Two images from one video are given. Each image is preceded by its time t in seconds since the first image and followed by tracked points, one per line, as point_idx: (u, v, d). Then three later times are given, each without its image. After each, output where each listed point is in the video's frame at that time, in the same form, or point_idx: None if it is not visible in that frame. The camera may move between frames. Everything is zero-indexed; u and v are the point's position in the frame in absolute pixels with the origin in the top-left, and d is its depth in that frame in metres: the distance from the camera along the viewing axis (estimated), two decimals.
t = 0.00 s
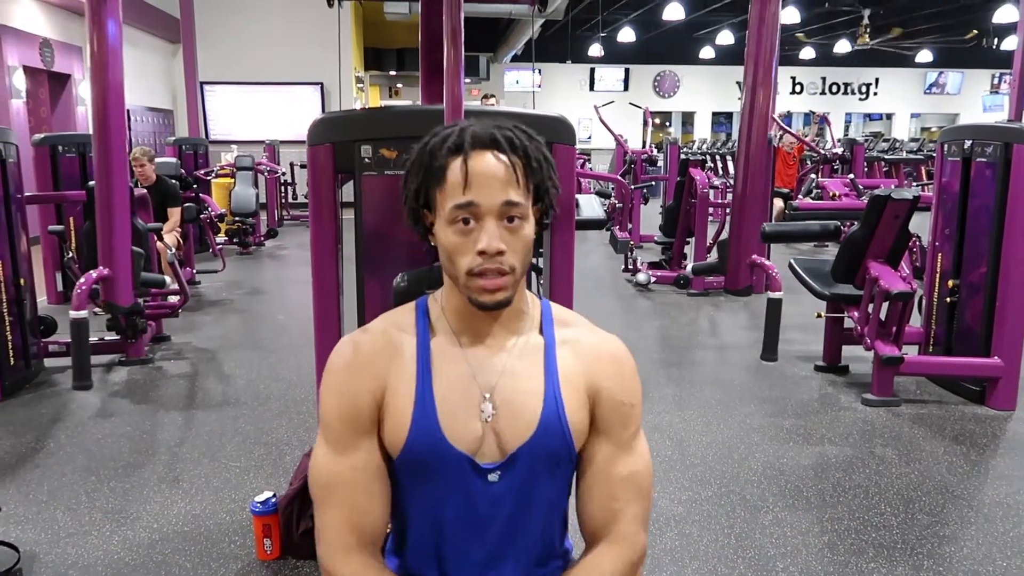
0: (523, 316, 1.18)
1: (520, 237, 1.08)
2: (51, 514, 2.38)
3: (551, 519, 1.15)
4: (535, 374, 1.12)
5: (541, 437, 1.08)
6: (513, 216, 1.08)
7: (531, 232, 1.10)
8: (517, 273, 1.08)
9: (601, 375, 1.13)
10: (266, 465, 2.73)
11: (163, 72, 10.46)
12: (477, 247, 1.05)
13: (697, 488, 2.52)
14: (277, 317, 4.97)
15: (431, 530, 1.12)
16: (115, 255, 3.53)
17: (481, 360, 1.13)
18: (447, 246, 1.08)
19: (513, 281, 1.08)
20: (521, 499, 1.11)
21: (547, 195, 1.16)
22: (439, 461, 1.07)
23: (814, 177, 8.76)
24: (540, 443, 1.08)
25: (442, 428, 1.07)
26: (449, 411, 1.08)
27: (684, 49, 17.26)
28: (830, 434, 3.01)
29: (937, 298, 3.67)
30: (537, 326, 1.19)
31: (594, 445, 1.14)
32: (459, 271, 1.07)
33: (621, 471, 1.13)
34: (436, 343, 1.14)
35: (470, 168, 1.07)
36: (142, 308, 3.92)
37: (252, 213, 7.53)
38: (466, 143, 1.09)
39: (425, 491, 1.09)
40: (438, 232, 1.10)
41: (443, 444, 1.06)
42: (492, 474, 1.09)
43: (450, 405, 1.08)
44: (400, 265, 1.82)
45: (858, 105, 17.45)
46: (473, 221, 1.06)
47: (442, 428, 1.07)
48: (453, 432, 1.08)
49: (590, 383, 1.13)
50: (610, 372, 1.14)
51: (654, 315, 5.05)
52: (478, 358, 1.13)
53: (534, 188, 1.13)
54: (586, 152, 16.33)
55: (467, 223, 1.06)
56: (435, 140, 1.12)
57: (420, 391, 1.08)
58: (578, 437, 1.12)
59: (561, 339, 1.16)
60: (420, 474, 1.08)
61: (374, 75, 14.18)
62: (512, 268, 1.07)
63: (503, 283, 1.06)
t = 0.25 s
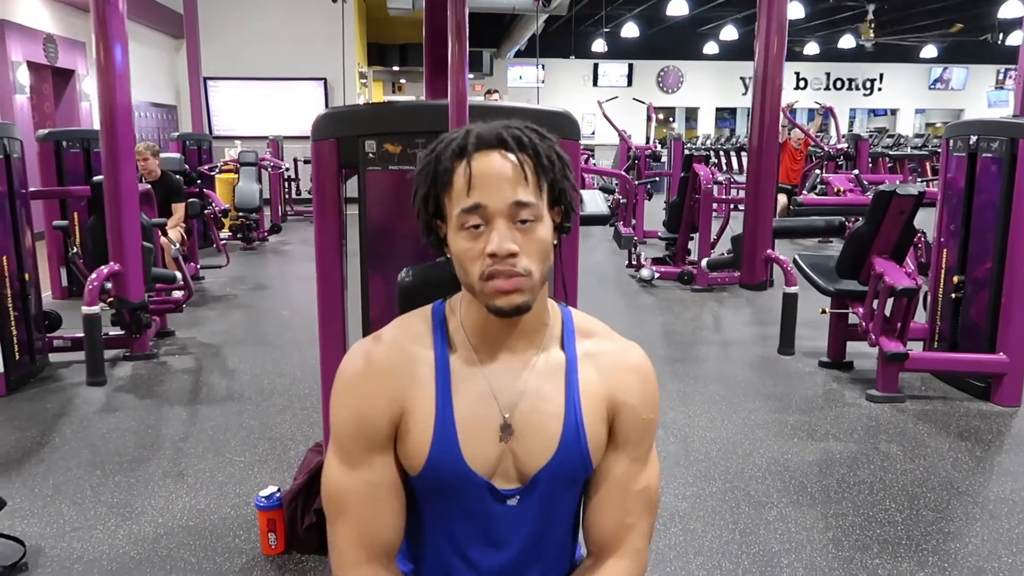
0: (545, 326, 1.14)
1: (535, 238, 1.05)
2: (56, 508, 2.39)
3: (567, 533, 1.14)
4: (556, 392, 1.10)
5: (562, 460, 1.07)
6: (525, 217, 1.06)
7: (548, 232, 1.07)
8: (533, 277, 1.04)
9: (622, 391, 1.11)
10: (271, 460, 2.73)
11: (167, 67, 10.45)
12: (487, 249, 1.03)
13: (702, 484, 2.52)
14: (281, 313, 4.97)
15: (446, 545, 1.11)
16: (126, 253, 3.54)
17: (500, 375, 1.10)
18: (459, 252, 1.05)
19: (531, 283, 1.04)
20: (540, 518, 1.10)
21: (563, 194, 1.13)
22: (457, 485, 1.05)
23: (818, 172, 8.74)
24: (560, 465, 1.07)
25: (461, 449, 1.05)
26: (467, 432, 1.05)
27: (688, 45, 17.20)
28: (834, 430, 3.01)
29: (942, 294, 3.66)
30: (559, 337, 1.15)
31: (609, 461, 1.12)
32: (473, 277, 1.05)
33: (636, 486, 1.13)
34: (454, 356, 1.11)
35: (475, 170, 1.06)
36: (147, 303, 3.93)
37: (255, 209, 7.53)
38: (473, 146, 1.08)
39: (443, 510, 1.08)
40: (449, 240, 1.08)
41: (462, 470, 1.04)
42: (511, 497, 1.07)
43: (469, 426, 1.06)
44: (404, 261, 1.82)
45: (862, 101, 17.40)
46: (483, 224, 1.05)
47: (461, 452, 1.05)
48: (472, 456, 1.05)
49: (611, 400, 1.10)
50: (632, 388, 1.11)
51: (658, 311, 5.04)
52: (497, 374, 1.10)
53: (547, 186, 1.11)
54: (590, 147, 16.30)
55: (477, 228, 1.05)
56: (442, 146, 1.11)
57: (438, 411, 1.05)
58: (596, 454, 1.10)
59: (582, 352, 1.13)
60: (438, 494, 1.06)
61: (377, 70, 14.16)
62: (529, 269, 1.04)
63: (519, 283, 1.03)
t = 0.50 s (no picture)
0: (553, 326, 1.14)
1: (538, 227, 1.05)
2: (59, 499, 2.40)
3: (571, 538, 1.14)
4: (561, 395, 1.10)
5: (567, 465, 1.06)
6: (529, 205, 1.05)
7: (553, 224, 1.07)
8: (536, 267, 1.03)
9: (628, 395, 1.11)
10: (272, 451, 2.74)
11: (167, 58, 10.43)
12: (490, 241, 1.02)
13: (702, 475, 2.53)
14: (282, 305, 4.98)
15: (449, 547, 1.11)
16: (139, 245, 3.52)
17: (504, 376, 1.10)
18: (461, 244, 1.05)
19: (534, 275, 1.03)
20: (544, 524, 1.10)
21: (569, 187, 1.14)
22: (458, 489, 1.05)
23: (820, 164, 8.72)
24: (566, 468, 1.07)
25: (462, 451, 1.05)
26: (470, 435, 1.06)
27: (690, 36, 17.14)
28: (834, 421, 3.01)
29: (943, 285, 3.66)
30: (566, 339, 1.15)
31: (623, 459, 1.14)
32: (474, 267, 1.04)
33: (655, 488, 1.14)
34: (457, 357, 1.11)
35: (479, 161, 1.06)
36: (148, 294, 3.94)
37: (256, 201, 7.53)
38: (477, 135, 1.09)
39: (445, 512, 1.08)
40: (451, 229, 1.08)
41: (464, 472, 1.04)
42: (515, 502, 1.08)
43: (472, 428, 1.06)
44: (406, 252, 1.82)
45: (864, 92, 17.35)
46: (485, 213, 1.04)
47: (463, 455, 1.05)
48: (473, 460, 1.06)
49: (619, 404, 1.11)
50: (641, 393, 1.12)
51: (659, 303, 5.04)
52: (501, 374, 1.10)
53: (552, 177, 1.11)
54: (591, 139, 16.27)
55: (479, 219, 1.04)
56: (445, 137, 1.12)
57: (441, 413, 1.06)
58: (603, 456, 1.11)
59: (589, 354, 1.13)
60: (440, 496, 1.07)
61: (378, 61, 14.12)
62: (532, 263, 1.03)
63: (521, 278, 1.02)
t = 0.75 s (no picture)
0: (557, 327, 1.14)
1: (544, 235, 1.05)
2: (60, 496, 2.40)
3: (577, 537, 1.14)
4: (567, 397, 1.10)
5: (574, 466, 1.07)
6: (534, 213, 1.05)
7: (557, 230, 1.07)
8: (544, 277, 1.04)
9: (634, 395, 1.12)
10: (273, 449, 2.74)
11: (167, 56, 10.42)
12: (496, 250, 1.02)
13: (703, 473, 2.53)
14: (282, 303, 4.98)
15: (451, 549, 1.12)
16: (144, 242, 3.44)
17: (509, 380, 1.10)
18: (467, 252, 1.05)
19: (542, 285, 1.04)
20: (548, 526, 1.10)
21: (571, 190, 1.14)
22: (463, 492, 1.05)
23: (821, 162, 8.71)
24: (573, 468, 1.07)
25: (467, 454, 1.05)
26: (475, 439, 1.06)
27: (691, 34, 17.11)
28: (834, 420, 3.01)
29: (944, 284, 3.66)
30: (570, 340, 1.15)
31: (632, 449, 1.15)
32: (480, 277, 1.04)
33: (668, 471, 1.15)
34: (460, 362, 1.11)
35: (483, 169, 1.06)
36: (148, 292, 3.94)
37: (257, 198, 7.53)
38: (480, 142, 1.08)
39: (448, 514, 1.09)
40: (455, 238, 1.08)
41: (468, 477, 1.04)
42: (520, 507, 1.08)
43: (477, 433, 1.06)
44: (408, 250, 1.82)
45: (865, 91, 17.34)
46: (491, 223, 1.04)
47: (469, 459, 1.05)
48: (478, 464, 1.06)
49: (626, 403, 1.12)
50: (648, 391, 1.12)
51: (659, 301, 5.05)
52: (505, 379, 1.10)
53: (555, 181, 1.11)
54: (591, 137, 16.25)
55: (484, 227, 1.04)
56: (447, 142, 1.12)
57: (445, 419, 1.06)
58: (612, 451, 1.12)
59: (593, 355, 1.13)
60: (444, 501, 1.07)
61: (378, 59, 14.11)
62: (538, 270, 1.03)
63: (528, 286, 1.03)
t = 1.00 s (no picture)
0: (560, 324, 1.14)
1: (550, 227, 1.05)
2: (64, 494, 2.41)
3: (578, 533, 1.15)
4: (570, 392, 1.10)
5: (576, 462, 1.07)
6: (540, 204, 1.05)
7: (563, 223, 1.07)
8: (549, 267, 1.04)
9: (636, 394, 1.11)
10: (276, 447, 2.75)
11: (169, 54, 10.43)
12: (502, 241, 1.03)
13: (705, 472, 2.54)
14: (285, 301, 4.98)
15: (452, 543, 1.12)
16: (144, 240, 3.44)
17: (512, 375, 1.10)
18: (472, 244, 1.05)
19: (547, 277, 1.04)
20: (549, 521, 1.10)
21: (576, 184, 1.14)
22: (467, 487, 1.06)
23: (823, 161, 8.71)
24: (574, 465, 1.07)
25: (471, 449, 1.06)
26: (478, 434, 1.06)
27: (693, 32, 17.10)
28: (836, 419, 3.02)
29: (946, 283, 3.66)
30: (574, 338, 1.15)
31: (629, 454, 1.14)
32: (486, 266, 1.05)
33: (660, 478, 1.15)
34: (465, 358, 1.11)
35: (489, 162, 1.06)
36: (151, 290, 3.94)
37: (259, 197, 7.54)
38: (488, 134, 1.09)
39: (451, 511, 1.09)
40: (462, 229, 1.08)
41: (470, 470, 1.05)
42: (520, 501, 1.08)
43: (480, 428, 1.07)
44: (411, 249, 1.83)
45: (867, 89, 17.32)
46: (497, 213, 1.05)
47: (473, 454, 1.06)
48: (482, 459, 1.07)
49: (628, 404, 1.12)
50: (648, 392, 1.12)
51: (661, 300, 5.05)
52: (508, 373, 1.10)
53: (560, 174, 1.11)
54: (593, 136, 16.24)
55: (490, 220, 1.05)
56: (455, 136, 1.13)
57: (448, 414, 1.07)
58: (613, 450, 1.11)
59: (596, 352, 1.13)
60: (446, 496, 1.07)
61: (380, 58, 14.10)
62: (543, 263, 1.04)
63: (533, 278, 1.03)
